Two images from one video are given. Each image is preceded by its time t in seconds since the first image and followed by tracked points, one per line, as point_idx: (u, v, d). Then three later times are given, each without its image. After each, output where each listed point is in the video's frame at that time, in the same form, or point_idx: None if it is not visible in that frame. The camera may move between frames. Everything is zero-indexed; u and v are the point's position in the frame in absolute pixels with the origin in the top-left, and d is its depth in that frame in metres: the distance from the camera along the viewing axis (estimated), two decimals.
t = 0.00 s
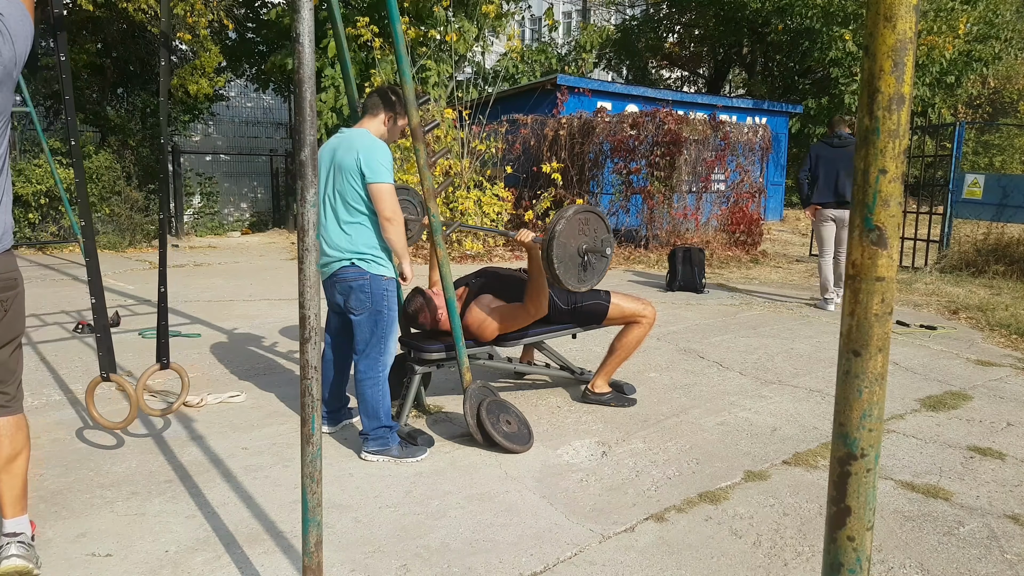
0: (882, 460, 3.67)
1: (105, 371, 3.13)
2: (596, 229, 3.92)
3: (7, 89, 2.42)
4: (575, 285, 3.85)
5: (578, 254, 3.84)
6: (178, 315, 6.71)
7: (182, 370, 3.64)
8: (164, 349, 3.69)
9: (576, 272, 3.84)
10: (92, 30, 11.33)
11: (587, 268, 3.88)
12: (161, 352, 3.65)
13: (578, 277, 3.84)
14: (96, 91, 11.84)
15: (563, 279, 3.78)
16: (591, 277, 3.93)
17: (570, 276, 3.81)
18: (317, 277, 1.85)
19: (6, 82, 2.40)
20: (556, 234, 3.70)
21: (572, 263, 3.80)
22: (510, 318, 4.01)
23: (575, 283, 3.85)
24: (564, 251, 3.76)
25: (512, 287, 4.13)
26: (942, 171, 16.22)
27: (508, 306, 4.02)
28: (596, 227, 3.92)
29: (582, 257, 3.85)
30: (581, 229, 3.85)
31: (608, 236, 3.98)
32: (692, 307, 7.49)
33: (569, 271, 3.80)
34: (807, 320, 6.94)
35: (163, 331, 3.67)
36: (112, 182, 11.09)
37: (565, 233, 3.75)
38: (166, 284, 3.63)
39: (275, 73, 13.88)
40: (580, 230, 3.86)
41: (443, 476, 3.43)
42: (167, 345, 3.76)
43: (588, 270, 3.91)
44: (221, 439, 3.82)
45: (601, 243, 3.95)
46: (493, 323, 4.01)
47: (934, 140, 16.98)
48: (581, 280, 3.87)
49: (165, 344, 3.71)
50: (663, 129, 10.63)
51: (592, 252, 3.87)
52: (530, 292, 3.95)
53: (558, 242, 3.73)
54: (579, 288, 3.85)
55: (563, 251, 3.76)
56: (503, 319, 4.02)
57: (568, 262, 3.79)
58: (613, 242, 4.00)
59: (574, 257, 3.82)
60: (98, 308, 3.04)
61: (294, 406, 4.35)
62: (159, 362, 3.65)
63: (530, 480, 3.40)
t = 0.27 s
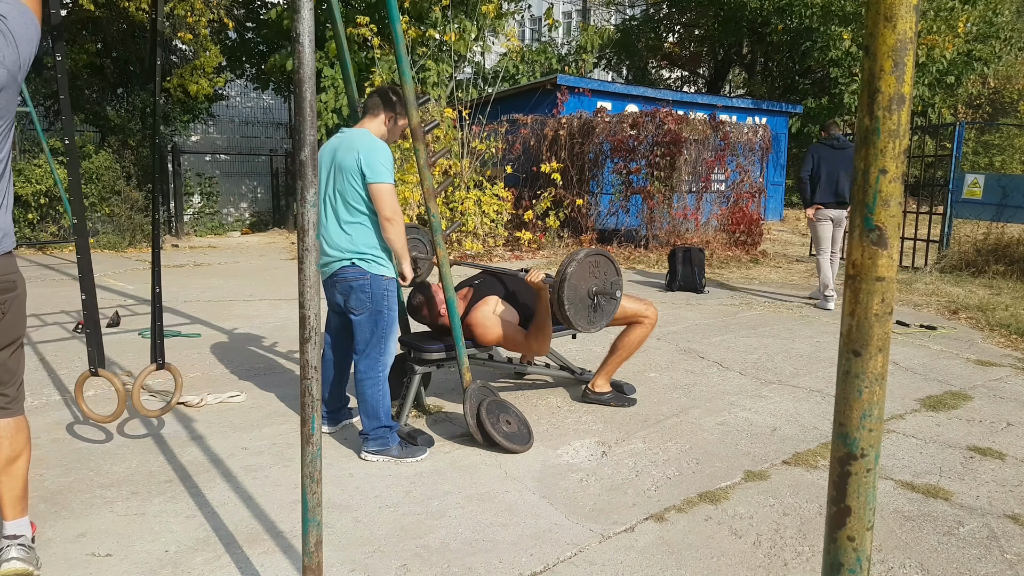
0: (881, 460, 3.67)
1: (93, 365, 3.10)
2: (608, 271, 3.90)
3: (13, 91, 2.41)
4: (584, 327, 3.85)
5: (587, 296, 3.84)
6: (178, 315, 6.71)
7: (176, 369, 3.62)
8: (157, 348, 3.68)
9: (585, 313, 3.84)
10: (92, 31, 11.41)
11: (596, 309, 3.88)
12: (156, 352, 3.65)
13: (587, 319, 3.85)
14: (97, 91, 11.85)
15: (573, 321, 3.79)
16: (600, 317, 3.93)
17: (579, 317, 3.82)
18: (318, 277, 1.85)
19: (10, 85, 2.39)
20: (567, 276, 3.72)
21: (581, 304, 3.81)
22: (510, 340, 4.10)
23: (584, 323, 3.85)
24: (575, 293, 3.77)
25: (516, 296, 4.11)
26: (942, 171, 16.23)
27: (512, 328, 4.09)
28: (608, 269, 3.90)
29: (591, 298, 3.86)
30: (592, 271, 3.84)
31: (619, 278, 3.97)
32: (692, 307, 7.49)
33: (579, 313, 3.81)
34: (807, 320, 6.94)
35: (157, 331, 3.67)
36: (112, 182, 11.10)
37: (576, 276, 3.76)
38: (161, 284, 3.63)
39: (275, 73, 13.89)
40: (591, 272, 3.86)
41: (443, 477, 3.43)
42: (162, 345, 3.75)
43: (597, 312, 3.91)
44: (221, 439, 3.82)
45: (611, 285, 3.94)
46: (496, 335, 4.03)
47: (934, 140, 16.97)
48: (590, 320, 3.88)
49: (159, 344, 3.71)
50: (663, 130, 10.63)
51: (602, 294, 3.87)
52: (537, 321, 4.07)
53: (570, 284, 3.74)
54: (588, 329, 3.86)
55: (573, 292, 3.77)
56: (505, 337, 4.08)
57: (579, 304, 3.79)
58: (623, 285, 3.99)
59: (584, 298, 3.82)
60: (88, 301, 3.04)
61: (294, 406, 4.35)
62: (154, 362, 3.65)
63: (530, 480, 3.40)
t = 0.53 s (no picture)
0: (882, 460, 3.67)
1: (75, 364, 3.09)
2: (603, 264, 3.90)
3: (19, 92, 2.42)
4: (583, 321, 3.86)
5: (586, 290, 3.84)
6: (178, 315, 6.70)
7: (175, 371, 3.62)
8: (156, 349, 3.67)
9: (584, 307, 3.85)
10: (92, 30, 11.42)
11: (594, 302, 3.89)
12: (155, 352, 3.64)
13: (586, 312, 3.85)
14: (97, 91, 11.86)
15: (572, 316, 3.79)
16: (598, 311, 3.93)
17: (579, 311, 3.82)
18: (318, 278, 1.85)
19: (18, 88, 2.40)
20: (565, 271, 3.70)
21: (580, 299, 3.81)
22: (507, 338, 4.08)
23: (584, 318, 3.86)
24: (574, 288, 3.76)
25: (512, 293, 4.14)
26: (942, 171, 16.22)
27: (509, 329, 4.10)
28: (604, 262, 3.90)
29: (589, 292, 3.86)
30: (589, 265, 3.84)
31: (614, 270, 3.97)
32: (693, 307, 7.49)
33: (578, 307, 3.81)
34: (807, 320, 6.94)
35: (157, 332, 3.67)
36: (112, 182, 11.10)
37: (574, 271, 3.75)
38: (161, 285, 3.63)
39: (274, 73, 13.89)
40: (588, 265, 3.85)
41: (443, 477, 3.43)
42: (161, 346, 3.75)
43: (595, 304, 3.91)
44: (220, 439, 3.82)
45: (607, 277, 3.94)
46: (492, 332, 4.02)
47: (934, 140, 16.97)
48: (589, 314, 3.88)
49: (158, 345, 3.70)
50: (663, 130, 10.63)
51: (600, 287, 3.87)
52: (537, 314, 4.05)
53: (569, 280, 3.73)
54: (588, 323, 3.87)
55: (571, 287, 3.76)
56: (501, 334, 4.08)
57: (578, 299, 3.79)
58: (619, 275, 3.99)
59: (582, 292, 3.82)
60: (72, 302, 3.03)
61: (294, 406, 4.35)
62: (153, 362, 3.64)
63: (530, 481, 3.40)
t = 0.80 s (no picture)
0: (881, 460, 3.67)
1: (53, 368, 3.07)
2: (595, 231, 3.90)
3: (20, 93, 2.42)
4: (578, 288, 3.85)
5: (578, 257, 3.83)
6: (178, 315, 6.70)
7: (176, 372, 3.61)
8: (157, 349, 3.67)
9: (577, 275, 3.84)
10: (92, 30, 11.45)
11: (588, 269, 3.87)
12: (157, 353, 3.64)
13: (580, 280, 3.85)
14: (97, 91, 11.86)
15: (566, 284, 3.79)
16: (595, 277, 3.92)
17: (572, 279, 3.82)
18: (318, 278, 1.85)
19: (20, 88, 2.41)
20: (554, 239, 3.71)
21: (572, 266, 3.80)
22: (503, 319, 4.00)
23: (579, 286, 3.85)
24: (564, 255, 3.76)
25: (503, 285, 4.12)
26: (942, 171, 16.23)
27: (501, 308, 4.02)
28: (594, 228, 3.90)
29: (582, 260, 3.85)
30: (579, 232, 3.84)
31: (607, 236, 3.96)
32: (692, 307, 7.48)
33: (571, 275, 3.81)
34: (807, 319, 6.93)
35: (158, 333, 3.67)
36: (112, 182, 11.11)
37: (564, 238, 3.75)
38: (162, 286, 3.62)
39: (274, 73, 13.89)
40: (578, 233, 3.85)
41: (443, 476, 3.43)
42: (162, 346, 3.74)
43: (590, 271, 3.89)
44: (220, 439, 3.82)
45: (600, 243, 3.93)
46: (485, 323, 4.01)
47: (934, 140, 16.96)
48: (583, 281, 3.87)
49: (159, 346, 3.70)
50: (663, 129, 10.63)
51: (592, 254, 3.86)
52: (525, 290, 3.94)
53: (559, 248, 3.73)
54: (583, 290, 3.85)
55: (562, 255, 3.77)
56: (496, 320, 4.02)
57: (570, 265, 3.79)
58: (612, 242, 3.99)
59: (575, 259, 3.82)
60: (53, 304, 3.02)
61: (294, 406, 4.35)
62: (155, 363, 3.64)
63: (530, 480, 3.40)
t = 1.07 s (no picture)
0: (882, 460, 3.67)
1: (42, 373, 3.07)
2: (586, 215, 3.98)
3: (36, 92, 2.47)
4: (571, 274, 3.97)
5: (569, 243, 3.93)
6: (178, 315, 6.70)
7: (180, 372, 3.62)
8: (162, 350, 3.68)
9: (569, 261, 3.95)
10: (92, 30, 11.47)
11: (580, 255, 3.98)
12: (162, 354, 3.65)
13: (572, 266, 3.96)
14: (97, 91, 11.88)
15: (558, 271, 3.90)
16: (587, 262, 4.04)
17: (564, 265, 3.93)
18: (317, 278, 1.84)
19: (34, 87, 2.46)
20: (546, 227, 3.79)
21: (564, 253, 3.91)
22: (502, 311, 3.96)
23: (570, 271, 3.96)
24: (556, 243, 3.86)
25: (504, 286, 4.14)
26: (942, 171, 16.22)
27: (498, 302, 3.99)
28: (586, 213, 3.97)
29: (573, 245, 3.95)
30: (571, 218, 3.92)
31: (598, 220, 4.05)
32: (693, 307, 7.48)
33: (563, 261, 3.92)
34: (807, 320, 6.93)
35: (164, 333, 3.68)
36: (112, 182, 11.12)
37: (555, 225, 3.84)
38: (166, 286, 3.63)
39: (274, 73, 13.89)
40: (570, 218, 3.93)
41: (443, 476, 3.43)
42: (167, 347, 3.75)
43: (582, 256, 4.00)
44: (221, 439, 3.82)
45: (591, 227, 4.02)
46: (485, 319, 3.98)
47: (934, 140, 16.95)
48: (576, 267, 3.98)
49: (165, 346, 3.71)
50: (663, 129, 10.64)
51: (584, 239, 3.96)
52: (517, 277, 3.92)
53: (550, 236, 3.82)
54: (575, 275, 3.97)
55: (553, 242, 3.86)
56: (495, 315, 3.98)
57: (561, 252, 3.89)
58: (604, 225, 4.08)
59: (566, 245, 3.92)
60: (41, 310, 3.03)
61: (294, 406, 4.35)
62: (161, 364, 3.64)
63: (530, 480, 3.40)
